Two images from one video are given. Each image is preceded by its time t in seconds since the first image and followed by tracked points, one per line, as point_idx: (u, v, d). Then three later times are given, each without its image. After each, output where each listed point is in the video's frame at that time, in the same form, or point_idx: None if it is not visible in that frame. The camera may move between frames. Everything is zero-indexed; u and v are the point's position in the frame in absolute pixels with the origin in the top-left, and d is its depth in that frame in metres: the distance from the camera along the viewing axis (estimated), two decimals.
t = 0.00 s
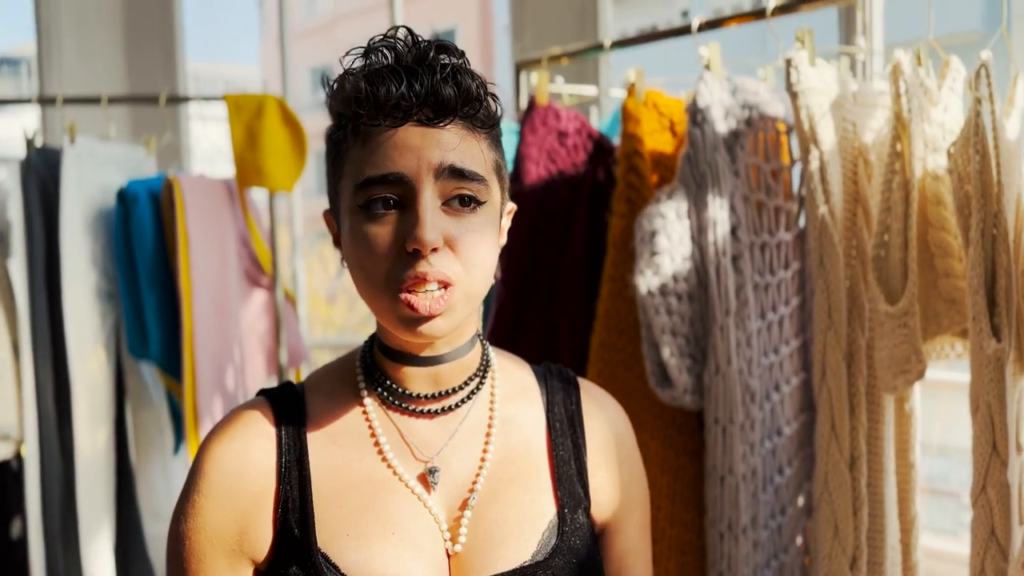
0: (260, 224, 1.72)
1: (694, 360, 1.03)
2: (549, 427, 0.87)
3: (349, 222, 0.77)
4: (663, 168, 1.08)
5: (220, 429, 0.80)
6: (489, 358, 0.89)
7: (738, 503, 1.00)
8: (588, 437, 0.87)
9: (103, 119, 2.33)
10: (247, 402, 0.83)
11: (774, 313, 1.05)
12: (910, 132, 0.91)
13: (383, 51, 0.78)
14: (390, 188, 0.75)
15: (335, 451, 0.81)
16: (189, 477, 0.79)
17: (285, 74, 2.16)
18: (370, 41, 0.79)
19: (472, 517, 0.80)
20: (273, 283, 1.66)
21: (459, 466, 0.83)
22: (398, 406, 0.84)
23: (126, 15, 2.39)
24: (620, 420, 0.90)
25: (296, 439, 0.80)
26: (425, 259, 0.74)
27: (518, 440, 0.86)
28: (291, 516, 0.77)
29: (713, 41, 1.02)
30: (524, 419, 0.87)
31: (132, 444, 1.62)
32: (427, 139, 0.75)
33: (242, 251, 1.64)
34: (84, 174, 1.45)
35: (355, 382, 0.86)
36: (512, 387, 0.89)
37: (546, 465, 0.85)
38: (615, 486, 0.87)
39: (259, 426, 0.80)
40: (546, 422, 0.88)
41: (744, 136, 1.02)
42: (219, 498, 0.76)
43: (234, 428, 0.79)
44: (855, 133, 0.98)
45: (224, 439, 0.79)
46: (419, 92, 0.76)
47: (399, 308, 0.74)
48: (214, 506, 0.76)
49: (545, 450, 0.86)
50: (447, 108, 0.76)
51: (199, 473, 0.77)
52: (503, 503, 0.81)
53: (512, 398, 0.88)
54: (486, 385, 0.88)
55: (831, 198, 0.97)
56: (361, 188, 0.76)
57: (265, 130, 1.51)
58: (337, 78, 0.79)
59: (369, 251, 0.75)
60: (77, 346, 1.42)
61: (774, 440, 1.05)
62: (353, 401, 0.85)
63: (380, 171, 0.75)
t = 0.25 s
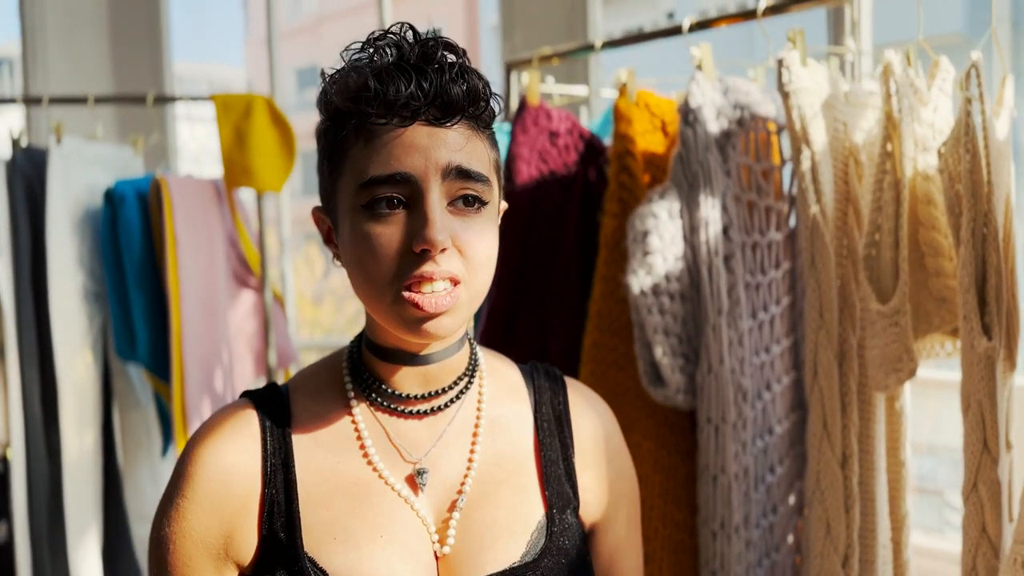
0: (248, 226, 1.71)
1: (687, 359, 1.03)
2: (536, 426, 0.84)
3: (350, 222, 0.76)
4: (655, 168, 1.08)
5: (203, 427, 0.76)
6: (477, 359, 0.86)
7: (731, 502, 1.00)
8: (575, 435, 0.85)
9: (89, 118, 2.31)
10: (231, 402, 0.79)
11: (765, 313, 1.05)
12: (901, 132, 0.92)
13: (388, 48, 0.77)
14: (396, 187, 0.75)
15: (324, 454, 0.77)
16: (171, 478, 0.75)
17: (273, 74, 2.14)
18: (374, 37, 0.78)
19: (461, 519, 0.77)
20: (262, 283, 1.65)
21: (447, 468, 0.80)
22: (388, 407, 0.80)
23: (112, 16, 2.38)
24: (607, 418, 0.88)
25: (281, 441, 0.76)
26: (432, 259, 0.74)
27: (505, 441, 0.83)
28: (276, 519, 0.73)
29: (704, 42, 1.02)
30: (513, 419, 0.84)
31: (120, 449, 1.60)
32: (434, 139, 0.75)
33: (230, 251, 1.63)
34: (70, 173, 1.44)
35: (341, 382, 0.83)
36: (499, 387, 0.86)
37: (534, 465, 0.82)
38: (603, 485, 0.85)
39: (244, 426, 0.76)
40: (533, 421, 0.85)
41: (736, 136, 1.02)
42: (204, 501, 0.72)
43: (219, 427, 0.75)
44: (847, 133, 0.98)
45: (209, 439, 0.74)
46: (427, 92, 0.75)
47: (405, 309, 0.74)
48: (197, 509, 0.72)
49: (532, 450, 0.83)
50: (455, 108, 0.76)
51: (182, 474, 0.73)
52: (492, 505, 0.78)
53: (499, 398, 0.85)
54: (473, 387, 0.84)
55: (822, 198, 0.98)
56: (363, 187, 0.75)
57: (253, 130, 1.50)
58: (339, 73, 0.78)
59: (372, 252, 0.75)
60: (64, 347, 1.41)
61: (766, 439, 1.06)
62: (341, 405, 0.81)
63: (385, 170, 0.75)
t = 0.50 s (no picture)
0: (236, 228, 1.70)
1: (679, 360, 1.03)
2: (526, 428, 0.84)
3: (354, 213, 0.76)
4: (646, 170, 1.08)
5: (191, 430, 0.74)
6: (469, 365, 0.85)
7: (723, 503, 1.00)
8: (564, 438, 0.85)
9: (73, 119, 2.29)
10: (217, 403, 0.77)
11: (755, 313, 1.05)
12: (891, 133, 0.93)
13: (401, 47, 0.78)
14: (405, 182, 0.75)
15: (320, 455, 0.76)
16: (158, 483, 0.72)
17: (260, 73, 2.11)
18: (387, 36, 0.78)
19: (454, 519, 0.77)
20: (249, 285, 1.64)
21: (440, 468, 0.79)
22: (380, 408, 0.79)
23: (95, 15, 2.36)
24: (594, 421, 0.88)
25: (273, 440, 0.75)
26: (439, 254, 0.74)
27: (496, 442, 0.83)
28: (272, 520, 0.72)
29: (695, 44, 1.02)
30: (503, 420, 0.84)
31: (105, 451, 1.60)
32: (444, 137, 0.75)
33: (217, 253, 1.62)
34: (55, 174, 1.42)
35: (333, 381, 0.81)
36: (490, 389, 0.86)
37: (525, 466, 0.82)
38: (591, 488, 0.85)
39: (238, 426, 0.75)
40: (522, 423, 0.85)
41: (727, 138, 1.03)
42: (197, 504, 0.70)
43: (209, 429, 0.73)
44: (837, 134, 0.99)
45: (199, 440, 0.73)
46: (442, 90, 0.76)
47: (412, 304, 0.74)
48: (191, 512, 0.70)
49: (523, 451, 0.83)
50: (467, 108, 0.77)
51: (177, 475, 0.71)
52: (486, 504, 0.78)
53: (490, 400, 0.85)
54: (464, 390, 0.84)
55: (813, 199, 0.98)
56: (372, 181, 0.75)
57: (240, 131, 1.49)
58: (349, 69, 0.77)
59: (376, 246, 0.74)
60: (50, 350, 1.40)
61: (757, 439, 1.06)
62: (334, 406, 0.79)
63: (396, 165, 0.74)
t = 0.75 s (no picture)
0: (224, 232, 1.69)
1: (671, 362, 1.04)
2: (524, 429, 0.84)
3: (343, 220, 0.76)
4: (638, 173, 1.09)
5: (189, 435, 0.74)
6: (464, 365, 0.86)
7: (716, 504, 1.01)
8: (562, 437, 0.85)
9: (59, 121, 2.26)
10: (213, 410, 0.77)
11: (746, 315, 1.06)
12: (880, 137, 0.94)
13: (380, 53, 0.78)
14: (392, 184, 0.75)
15: (315, 457, 0.76)
16: (156, 488, 0.72)
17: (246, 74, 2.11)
18: (366, 42, 0.79)
19: (454, 520, 0.77)
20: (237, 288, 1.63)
21: (438, 470, 0.79)
22: (376, 410, 0.79)
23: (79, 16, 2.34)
24: (592, 419, 0.88)
25: (271, 447, 0.75)
26: (431, 253, 0.74)
27: (493, 442, 0.83)
28: (271, 525, 0.72)
29: (686, 47, 1.02)
30: (500, 421, 0.84)
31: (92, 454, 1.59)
32: (428, 138, 0.76)
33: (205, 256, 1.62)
34: (41, 177, 1.41)
35: (328, 385, 0.82)
36: (487, 390, 0.86)
37: (524, 466, 0.82)
38: (592, 486, 0.85)
39: (235, 431, 0.75)
40: (520, 424, 0.85)
41: (717, 141, 1.03)
42: (196, 509, 0.70)
43: (207, 434, 0.73)
44: (826, 137, 1.00)
45: (198, 446, 0.73)
46: (424, 92, 0.76)
47: (403, 303, 0.74)
48: (190, 518, 0.70)
49: (521, 452, 0.83)
50: (450, 109, 0.77)
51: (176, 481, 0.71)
52: (485, 505, 0.78)
53: (487, 401, 0.85)
54: (460, 391, 0.84)
55: (803, 202, 0.99)
56: (360, 186, 0.75)
57: (228, 133, 1.49)
58: (330, 75, 0.78)
59: (366, 250, 0.74)
60: (36, 354, 1.39)
61: (747, 440, 1.07)
62: (329, 406, 0.80)
63: (383, 167, 0.75)
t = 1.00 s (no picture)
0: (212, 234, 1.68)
1: (663, 363, 1.04)
2: (521, 430, 0.85)
3: (323, 230, 0.76)
4: (629, 175, 1.09)
5: (185, 440, 0.74)
6: (460, 367, 0.86)
7: (707, 503, 1.01)
8: (559, 438, 0.85)
9: (45, 122, 2.25)
10: (212, 414, 0.77)
11: (736, 316, 1.07)
12: (869, 139, 0.95)
13: (352, 58, 0.77)
14: (369, 193, 0.75)
15: (310, 461, 0.76)
16: (152, 493, 0.72)
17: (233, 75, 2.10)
18: (337, 48, 0.78)
19: (452, 523, 0.77)
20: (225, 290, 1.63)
21: (435, 472, 0.79)
22: (372, 413, 0.80)
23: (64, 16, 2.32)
24: (590, 421, 0.89)
25: (268, 450, 0.75)
26: (409, 261, 0.74)
27: (490, 444, 0.83)
28: (267, 529, 0.72)
29: (676, 50, 1.03)
30: (497, 423, 0.84)
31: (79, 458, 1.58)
32: (402, 144, 0.75)
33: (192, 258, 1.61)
34: (27, 179, 1.40)
35: (324, 388, 0.82)
36: (483, 392, 0.86)
37: (521, 468, 0.83)
38: (590, 487, 0.85)
39: (232, 436, 0.74)
40: (518, 425, 0.85)
41: (708, 144, 1.04)
42: (193, 514, 0.70)
43: (203, 439, 0.73)
44: (816, 139, 1.01)
45: (194, 451, 0.73)
46: (394, 97, 0.75)
47: (384, 310, 0.74)
48: (187, 523, 0.70)
49: (520, 453, 0.83)
50: (421, 112, 0.76)
51: (172, 487, 0.71)
52: (483, 508, 0.78)
53: (483, 403, 0.85)
54: (456, 393, 0.84)
55: (793, 203, 1.00)
56: (336, 194, 0.75)
57: (215, 135, 1.48)
58: (304, 84, 0.77)
59: (347, 258, 0.74)
60: (21, 357, 1.37)
61: (738, 440, 1.07)
62: (325, 405, 0.80)
63: (356, 176, 0.74)
